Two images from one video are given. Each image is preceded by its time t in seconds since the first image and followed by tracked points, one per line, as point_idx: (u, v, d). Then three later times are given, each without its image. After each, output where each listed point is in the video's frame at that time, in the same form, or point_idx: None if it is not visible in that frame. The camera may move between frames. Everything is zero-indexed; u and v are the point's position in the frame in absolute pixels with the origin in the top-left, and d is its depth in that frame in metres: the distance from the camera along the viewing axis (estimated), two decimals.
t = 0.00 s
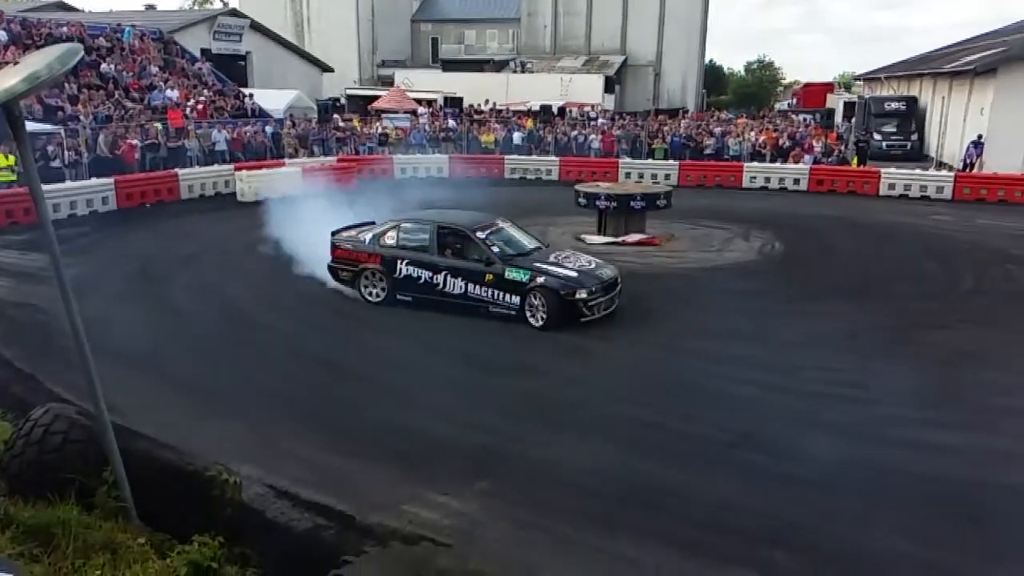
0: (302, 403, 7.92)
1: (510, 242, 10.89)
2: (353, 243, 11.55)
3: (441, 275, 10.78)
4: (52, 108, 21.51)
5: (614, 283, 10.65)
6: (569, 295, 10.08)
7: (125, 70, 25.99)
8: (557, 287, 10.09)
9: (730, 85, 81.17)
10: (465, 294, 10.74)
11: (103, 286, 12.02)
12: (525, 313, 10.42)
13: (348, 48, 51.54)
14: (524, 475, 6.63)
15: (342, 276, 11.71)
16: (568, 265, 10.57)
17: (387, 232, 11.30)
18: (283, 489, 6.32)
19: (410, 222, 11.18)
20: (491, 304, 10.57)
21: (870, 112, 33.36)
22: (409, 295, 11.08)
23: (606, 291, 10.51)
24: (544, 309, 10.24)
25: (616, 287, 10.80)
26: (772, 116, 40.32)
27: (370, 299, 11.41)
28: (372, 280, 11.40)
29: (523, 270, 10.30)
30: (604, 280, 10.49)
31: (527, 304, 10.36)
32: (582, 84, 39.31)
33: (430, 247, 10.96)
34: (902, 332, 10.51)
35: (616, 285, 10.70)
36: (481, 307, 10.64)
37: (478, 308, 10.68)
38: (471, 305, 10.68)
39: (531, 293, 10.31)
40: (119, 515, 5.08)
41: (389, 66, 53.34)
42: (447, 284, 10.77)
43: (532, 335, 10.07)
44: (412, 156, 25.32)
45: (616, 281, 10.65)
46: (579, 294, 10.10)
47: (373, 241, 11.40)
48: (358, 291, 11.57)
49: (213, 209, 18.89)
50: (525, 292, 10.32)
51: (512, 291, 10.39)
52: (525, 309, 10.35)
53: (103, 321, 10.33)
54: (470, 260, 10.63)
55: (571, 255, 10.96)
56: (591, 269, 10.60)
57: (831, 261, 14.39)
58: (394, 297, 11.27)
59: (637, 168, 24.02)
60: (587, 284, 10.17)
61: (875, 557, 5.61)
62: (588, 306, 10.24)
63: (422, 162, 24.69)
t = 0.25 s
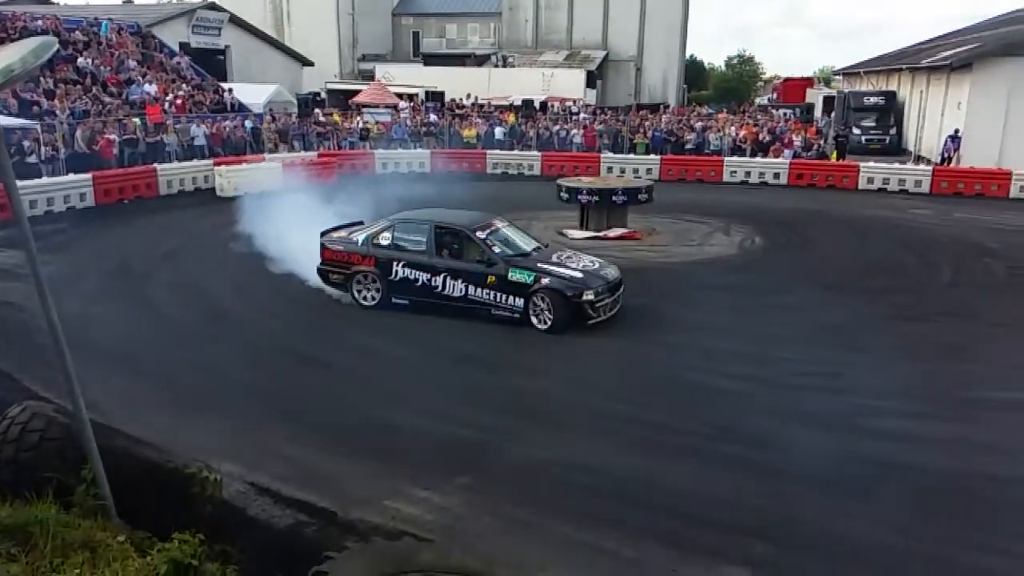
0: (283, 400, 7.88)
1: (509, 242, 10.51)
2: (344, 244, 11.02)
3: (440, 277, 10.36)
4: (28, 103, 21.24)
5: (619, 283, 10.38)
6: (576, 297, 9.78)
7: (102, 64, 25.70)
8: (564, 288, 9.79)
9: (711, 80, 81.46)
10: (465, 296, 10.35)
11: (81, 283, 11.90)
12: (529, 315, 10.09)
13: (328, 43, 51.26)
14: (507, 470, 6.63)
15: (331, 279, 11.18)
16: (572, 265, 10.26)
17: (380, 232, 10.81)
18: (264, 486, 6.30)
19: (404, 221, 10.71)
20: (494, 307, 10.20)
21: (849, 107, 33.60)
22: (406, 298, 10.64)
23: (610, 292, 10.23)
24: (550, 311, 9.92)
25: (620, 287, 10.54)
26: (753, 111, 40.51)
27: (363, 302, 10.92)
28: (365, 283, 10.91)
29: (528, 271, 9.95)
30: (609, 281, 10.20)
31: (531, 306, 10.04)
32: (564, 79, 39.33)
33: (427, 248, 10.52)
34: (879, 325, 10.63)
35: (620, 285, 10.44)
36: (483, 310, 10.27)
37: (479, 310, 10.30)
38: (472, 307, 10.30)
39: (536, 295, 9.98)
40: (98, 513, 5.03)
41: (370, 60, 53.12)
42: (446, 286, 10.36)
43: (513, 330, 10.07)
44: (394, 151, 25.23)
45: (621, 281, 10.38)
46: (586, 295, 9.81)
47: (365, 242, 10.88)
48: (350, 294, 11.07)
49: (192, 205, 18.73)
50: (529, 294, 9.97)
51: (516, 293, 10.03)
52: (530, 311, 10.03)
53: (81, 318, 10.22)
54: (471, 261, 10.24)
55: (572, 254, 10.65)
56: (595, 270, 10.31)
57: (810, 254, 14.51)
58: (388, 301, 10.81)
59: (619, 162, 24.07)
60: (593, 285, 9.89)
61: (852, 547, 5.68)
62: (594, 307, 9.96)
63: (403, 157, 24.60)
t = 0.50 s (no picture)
0: (262, 399, 7.84)
1: (513, 243, 10.18)
2: (339, 249, 10.59)
3: (443, 281, 9.99)
4: None
5: (627, 285, 10.11)
6: (587, 300, 9.50)
7: (75, 61, 25.38)
8: (575, 292, 9.50)
9: (689, 75, 81.81)
10: (469, 301, 9.98)
11: (55, 282, 11.76)
12: (538, 320, 9.77)
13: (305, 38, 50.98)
14: (487, 466, 6.64)
15: (326, 286, 10.73)
16: (580, 267, 9.98)
17: (378, 236, 10.39)
18: (243, 485, 6.27)
19: (403, 224, 10.30)
20: (500, 312, 9.86)
21: (825, 101, 33.86)
22: (407, 304, 10.24)
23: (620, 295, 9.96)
24: (560, 315, 9.62)
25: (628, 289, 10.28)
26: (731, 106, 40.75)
27: (360, 309, 10.50)
28: (363, 289, 10.49)
29: (536, 275, 9.63)
30: (619, 283, 9.94)
31: (540, 311, 9.71)
32: (542, 75, 39.33)
33: (428, 252, 10.13)
34: (855, 317, 10.75)
35: (629, 287, 10.18)
36: (488, 315, 9.92)
37: (484, 315, 9.95)
38: (477, 313, 9.95)
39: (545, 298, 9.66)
40: (75, 514, 4.98)
41: (348, 56, 52.85)
42: (450, 291, 9.99)
43: (494, 325, 10.08)
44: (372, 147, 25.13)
45: (630, 283, 10.12)
46: (598, 299, 9.53)
47: (362, 246, 10.45)
48: (346, 301, 10.64)
49: (168, 202, 18.56)
50: (538, 299, 9.66)
51: (524, 297, 9.70)
52: (539, 316, 9.71)
53: (57, 318, 10.10)
54: (476, 264, 9.88)
55: (577, 255, 10.37)
56: (603, 271, 10.04)
57: (787, 248, 14.63)
58: (388, 307, 10.41)
59: (598, 158, 24.10)
60: (605, 288, 9.61)
61: (830, 536, 5.75)
62: (606, 311, 9.68)
63: (381, 153, 24.52)
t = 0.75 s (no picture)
0: (243, 399, 7.78)
1: (519, 246, 9.87)
2: (335, 254, 10.14)
3: (448, 287, 9.63)
4: None
5: (637, 287, 9.88)
6: (599, 304, 9.23)
7: (50, 59, 25.07)
8: (587, 295, 9.23)
9: (668, 73, 82.13)
10: (475, 307, 9.64)
11: (31, 283, 11.61)
12: (548, 325, 9.48)
13: (284, 35, 50.72)
14: (470, 464, 6.64)
15: (322, 293, 10.27)
16: (588, 270, 9.73)
17: (377, 240, 9.97)
18: (224, 486, 6.23)
19: (404, 227, 9.90)
20: (509, 317, 9.54)
21: (804, 98, 34.11)
22: (410, 311, 9.85)
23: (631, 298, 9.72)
24: (572, 320, 9.34)
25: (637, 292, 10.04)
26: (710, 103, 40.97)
27: (359, 317, 10.08)
28: (361, 295, 10.07)
29: (546, 279, 9.33)
30: (629, 286, 9.71)
31: (550, 316, 9.43)
32: (522, 72, 39.35)
33: (431, 257, 9.76)
34: (834, 312, 10.84)
35: (638, 290, 9.96)
36: (496, 320, 9.60)
37: (491, 321, 9.62)
38: (484, 319, 9.62)
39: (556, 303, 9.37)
40: (52, 516, 4.95)
41: (327, 53, 52.62)
42: (454, 296, 9.63)
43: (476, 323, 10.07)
44: (352, 145, 25.01)
45: (639, 285, 9.89)
46: (611, 302, 9.28)
47: (360, 251, 10.02)
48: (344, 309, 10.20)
49: (146, 201, 18.39)
50: (549, 303, 9.36)
51: (534, 302, 9.40)
52: (550, 321, 9.42)
53: (34, 319, 9.98)
54: (482, 268, 9.54)
55: (583, 258, 10.12)
56: (612, 274, 9.80)
57: (767, 244, 14.73)
58: (388, 314, 10.01)
59: (578, 155, 24.12)
60: (618, 291, 9.36)
61: (808, 528, 5.81)
62: (618, 315, 9.42)
63: (361, 151, 24.43)
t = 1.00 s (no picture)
0: (214, 401, 7.70)
1: (523, 251, 9.64)
2: (330, 261, 9.74)
3: (452, 293, 9.33)
4: None
5: (645, 291, 9.69)
6: (611, 308, 9.01)
7: (14, 57, 24.61)
8: (598, 299, 9.01)
9: (641, 70, 82.48)
10: (481, 314, 9.36)
11: None
12: (557, 331, 9.23)
13: (254, 32, 50.35)
14: (444, 462, 6.63)
15: (317, 302, 9.85)
16: (597, 273, 9.52)
17: (376, 246, 9.63)
18: (195, 488, 6.17)
19: (405, 233, 9.57)
20: (516, 324, 9.27)
21: (774, 95, 34.43)
22: (413, 319, 9.52)
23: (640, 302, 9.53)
24: (583, 326, 9.11)
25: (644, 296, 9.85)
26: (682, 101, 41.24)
27: (358, 326, 9.70)
28: (360, 304, 9.70)
29: (556, 283, 9.11)
30: (639, 289, 9.52)
31: (560, 322, 9.19)
32: (495, 70, 39.31)
33: (434, 262, 9.45)
34: (805, 307, 10.97)
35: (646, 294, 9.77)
36: (503, 327, 9.32)
37: (499, 328, 9.34)
38: (491, 326, 9.33)
39: (566, 309, 9.15)
40: (18, 521, 4.90)
41: (298, 50, 52.21)
42: (459, 303, 9.34)
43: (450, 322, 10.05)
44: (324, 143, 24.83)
45: (647, 289, 9.70)
46: (623, 307, 9.07)
47: (358, 258, 9.64)
48: (340, 318, 9.80)
49: (114, 201, 18.13)
50: (560, 308, 9.12)
51: (544, 307, 9.15)
52: (560, 327, 9.18)
53: None
54: (489, 274, 9.27)
55: (588, 262, 9.92)
56: (621, 277, 9.60)
57: (739, 241, 14.87)
58: (388, 323, 9.66)
59: (552, 153, 24.14)
60: (629, 295, 9.17)
61: (779, 521, 5.88)
62: (630, 319, 9.22)
63: (333, 149, 24.27)
